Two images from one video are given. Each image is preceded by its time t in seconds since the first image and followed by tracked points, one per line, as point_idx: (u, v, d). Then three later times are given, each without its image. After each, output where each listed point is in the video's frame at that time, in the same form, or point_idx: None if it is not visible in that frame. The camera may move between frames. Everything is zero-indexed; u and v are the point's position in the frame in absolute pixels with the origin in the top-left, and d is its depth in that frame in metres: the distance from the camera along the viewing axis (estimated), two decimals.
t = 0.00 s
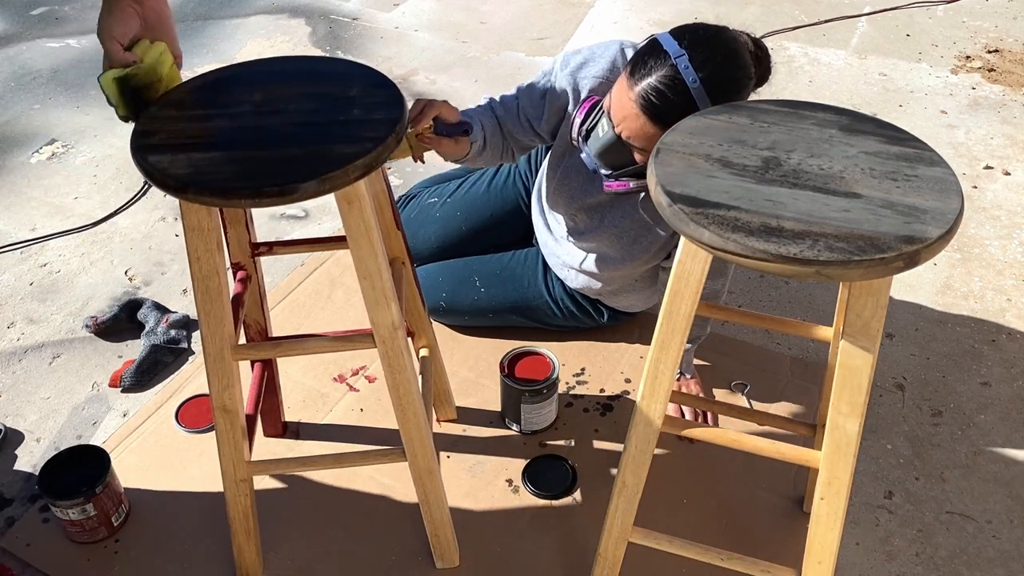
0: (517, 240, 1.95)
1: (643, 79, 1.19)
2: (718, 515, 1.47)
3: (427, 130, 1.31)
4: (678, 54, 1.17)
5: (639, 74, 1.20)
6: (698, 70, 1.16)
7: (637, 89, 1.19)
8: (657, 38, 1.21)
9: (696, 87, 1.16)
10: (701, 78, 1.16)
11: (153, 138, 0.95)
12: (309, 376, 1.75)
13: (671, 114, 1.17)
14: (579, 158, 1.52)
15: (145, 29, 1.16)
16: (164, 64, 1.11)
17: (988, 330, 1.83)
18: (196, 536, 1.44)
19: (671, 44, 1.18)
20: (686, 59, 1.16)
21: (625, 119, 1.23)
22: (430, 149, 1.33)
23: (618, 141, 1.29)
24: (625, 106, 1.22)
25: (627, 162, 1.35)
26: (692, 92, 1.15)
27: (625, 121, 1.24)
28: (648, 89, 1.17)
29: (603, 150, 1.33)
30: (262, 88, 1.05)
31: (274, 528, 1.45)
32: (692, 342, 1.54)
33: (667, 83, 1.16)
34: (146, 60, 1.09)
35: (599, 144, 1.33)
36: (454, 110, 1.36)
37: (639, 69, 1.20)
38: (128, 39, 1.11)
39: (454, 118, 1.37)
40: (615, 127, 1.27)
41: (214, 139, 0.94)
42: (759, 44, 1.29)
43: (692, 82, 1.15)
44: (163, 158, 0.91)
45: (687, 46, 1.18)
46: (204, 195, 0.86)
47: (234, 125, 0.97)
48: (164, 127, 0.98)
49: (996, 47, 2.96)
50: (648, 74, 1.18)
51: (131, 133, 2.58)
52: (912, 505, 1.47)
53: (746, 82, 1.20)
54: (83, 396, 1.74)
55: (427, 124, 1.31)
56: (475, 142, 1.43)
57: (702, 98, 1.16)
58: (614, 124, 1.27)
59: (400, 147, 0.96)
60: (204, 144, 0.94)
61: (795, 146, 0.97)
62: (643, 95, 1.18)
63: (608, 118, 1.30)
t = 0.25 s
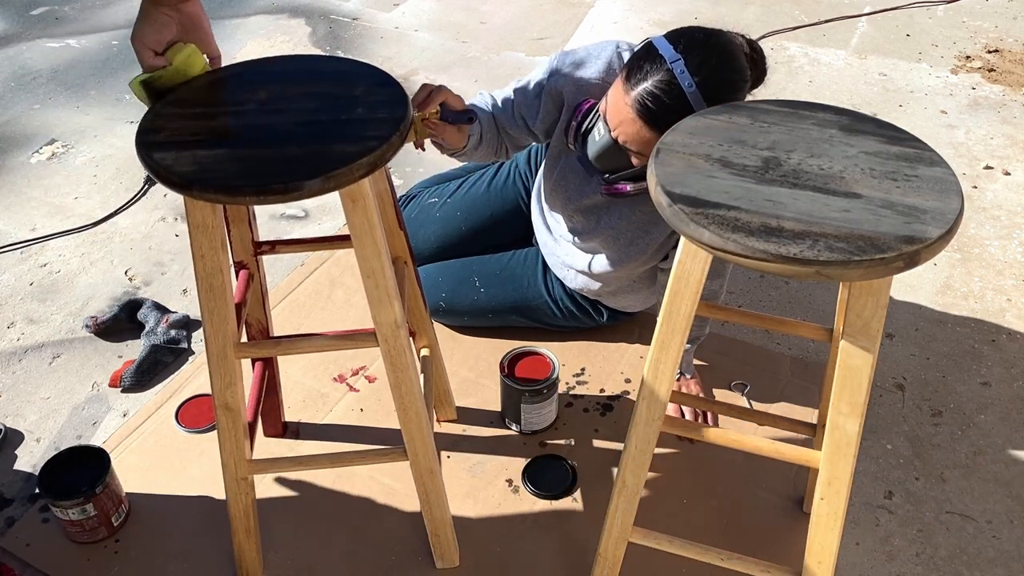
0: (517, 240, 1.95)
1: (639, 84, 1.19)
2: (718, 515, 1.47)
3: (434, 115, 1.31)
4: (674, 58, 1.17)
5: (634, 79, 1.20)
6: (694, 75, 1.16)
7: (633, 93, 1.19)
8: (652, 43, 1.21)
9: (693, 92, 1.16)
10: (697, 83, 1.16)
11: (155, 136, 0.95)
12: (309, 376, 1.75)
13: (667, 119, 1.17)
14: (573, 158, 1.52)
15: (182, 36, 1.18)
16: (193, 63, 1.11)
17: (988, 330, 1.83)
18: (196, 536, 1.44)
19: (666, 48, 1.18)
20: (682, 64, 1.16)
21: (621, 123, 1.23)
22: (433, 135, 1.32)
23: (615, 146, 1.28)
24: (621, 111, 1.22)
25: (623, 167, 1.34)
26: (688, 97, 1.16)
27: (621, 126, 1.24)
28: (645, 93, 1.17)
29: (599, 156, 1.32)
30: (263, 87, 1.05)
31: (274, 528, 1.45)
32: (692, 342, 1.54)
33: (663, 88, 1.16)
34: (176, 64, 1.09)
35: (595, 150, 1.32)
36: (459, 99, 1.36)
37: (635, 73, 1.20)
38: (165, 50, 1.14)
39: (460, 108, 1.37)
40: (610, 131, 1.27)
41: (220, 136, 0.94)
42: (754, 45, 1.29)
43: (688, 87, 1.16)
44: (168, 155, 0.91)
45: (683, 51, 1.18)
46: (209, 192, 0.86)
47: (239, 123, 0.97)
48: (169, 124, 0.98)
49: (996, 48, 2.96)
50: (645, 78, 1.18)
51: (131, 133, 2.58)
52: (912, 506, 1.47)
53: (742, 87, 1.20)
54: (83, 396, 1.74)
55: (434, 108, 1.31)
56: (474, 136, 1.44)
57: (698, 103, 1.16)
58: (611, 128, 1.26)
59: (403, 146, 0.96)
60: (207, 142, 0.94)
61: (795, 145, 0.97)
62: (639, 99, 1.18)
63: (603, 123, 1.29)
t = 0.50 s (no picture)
0: (516, 241, 1.95)
1: (648, 72, 1.18)
2: (719, 515, 1.47)
3: (442, 135, 1.33)
4: (682, 46, 1.17)
5: (642, 67, 1.20)
6: (703, 64, 1.16)
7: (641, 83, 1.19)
8: (660, 32, 1.21)
9: (701, 80, 1.16)
10: (706, 73, 1.16)
11: (154, 138, 0.95)
12: (309, 376, 1.75)
13: (676, 106, 1.17)
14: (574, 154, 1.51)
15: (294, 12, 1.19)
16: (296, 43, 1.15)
17: (988, 330, 1.83)
18: (196, 536, 1.44)
19: (675, 37, 1.18)
20: (690, 52, 1.16)
21: (629, 113, 1.23)
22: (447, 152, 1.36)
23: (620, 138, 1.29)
24: (629, 100, 1.22)
25: (628, 159, 1.35)
26: (697, 86, 1.15)
27: (628, 115, 1.24)
28: (653, 81, 1.17)
29: (604, 148, 1.35)
30: (263, 88, 1.05)
31: (274, 528, 1.45)
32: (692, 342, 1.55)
33: (672, 75, 1.16)
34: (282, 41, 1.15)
35: (600, 142, 1.34)
36: (466, 111, 1.37)
37: (643, 62, 1.20)
38: (277, 28, 1.19)
39: (467, 119, 1.38)
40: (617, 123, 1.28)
41: (219, 138, 0.94)
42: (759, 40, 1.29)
43: (697, 76, 1.15)
44: (167, 157, 0.91)
45: (691, 40, 1.18)
46: (208, 194, 0.86)
47: (238, 124, 0.97)
48: (168, 125, 0.98)
49: (996, 48, 2.96)
50: (653, 67, 1.18)
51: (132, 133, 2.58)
52: (912, 506, 1.47)
53: (749, 77, 1.20)
54: (83, 396, 1.74)
55: (442, 128, 1.33)
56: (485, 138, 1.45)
57: (707, 93, 1.16)
58: (615, 119, 1.28)
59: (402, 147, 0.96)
60: (206, 144, 0.94)
61: (795, 146, 0.97)
62: (648, 88, 1.18)
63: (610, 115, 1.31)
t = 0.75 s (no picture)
0: (516, 240, 1.95)
1: (660, 52, 1.19)
2: (719, 514, 1.47)
3: (434, 150, 1.34)
4: (694, 28, 1.18)
5: (654, 48, 1.20)
6: (715, 46, 1.17)
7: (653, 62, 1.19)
8: (670, 18, 1.22)
9: (712, 62, 1.16)
10: (718, 54, 1.16)
11: (152, 139, 0.95)
12: (309, 376, 1.75)
13: (689, 86, 1.17)
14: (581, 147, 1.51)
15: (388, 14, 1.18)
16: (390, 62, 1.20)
17: (988, 330, 1.83)
18: (196, 536, 1.44)
19: (686, 20, 1.19)
20: (702, 33, 1.17)
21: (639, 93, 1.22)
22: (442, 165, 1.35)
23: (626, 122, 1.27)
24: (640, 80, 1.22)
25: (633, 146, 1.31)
26: (709, 67, 1.16)
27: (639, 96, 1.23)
28: (666, 60, 1.17)
29: (610, 133, 1.30)
30: (261, 89, 1.06)
31: (274, 528, 1.45)
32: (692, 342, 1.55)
33: (684, 56, 1.16)
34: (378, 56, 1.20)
35: (606, 126, 1.30)
36: (456, 128, 1.40)
37: (654, 44, 1.20)
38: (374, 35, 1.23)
39: (459, 135, 1.40)
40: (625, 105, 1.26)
41: (215, 140, 0.94)
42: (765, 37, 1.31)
43: (710, 57, 1.16)
44: (164, 159, 0.91)
45: (701, 24, 1.19)
46: (205, 197, 0.86)
47: (235, 126, 0.97)
48: (167, 126, 0.98)
49: (996, 47, 2.96)
50: (665, 48, 1.18)
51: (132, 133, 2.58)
52: (912, 506, 1.47)
53: (757, 63, 1.21)
54: (83, 396, 1.74)
55: (432, 144, 1.35)
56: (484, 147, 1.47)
57: (719, 73, 1.16)
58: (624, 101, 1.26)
59: (400, 148, 0.97)
60: (204, 145, 0.94)
61: (795, 146, 0.97)
62: (660, 68, 1.18)
63: (615, 99, 1.29)
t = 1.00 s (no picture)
0: (516, 239, 1.95)
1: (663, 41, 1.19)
2: (719, 514, 1.47)
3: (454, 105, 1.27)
4: (698, 15, 1.18)
5: (657, 37, 1.21)
6: (718, 34, 1.17)
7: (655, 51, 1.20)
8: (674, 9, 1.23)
9: (716, 48, 1.17)
10: (722, 42, 1.17)
11: (152, 139, 0.95)
12: (309, 376, 1.75)
13: (692, 72, 1.17)
14: (583, 141, 1.51)
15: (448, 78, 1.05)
16: (430, 109, 1.04)
17: (988, 330, 1.83)
18: (196, 535, 1.44)
19: (689, 8, 1.20)
20: (706, 21, 1.18)
21: (641, 81, 1.22)
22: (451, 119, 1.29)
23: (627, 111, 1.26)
24: (642, 68, 1.22)
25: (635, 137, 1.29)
26: (713, 54, 1.16)
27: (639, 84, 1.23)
28: (669, 46, 1.18)
29: (611, 123, 1.29)
30: (261, 89, 1.06)
31: (274, 528, 1.45)
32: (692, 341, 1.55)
33: (688, 42, 1.17)
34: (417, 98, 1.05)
35: (608, 116, 1.29)
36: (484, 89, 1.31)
37: (657, 32, 1.21)
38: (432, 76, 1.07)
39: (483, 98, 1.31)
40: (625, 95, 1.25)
41: (215, 140, 0.94)
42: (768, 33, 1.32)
43: (713, 44, 1.16)
44: (163, 159, 0.91)
45: (706, 12, 1.19)
46: (204, 197, 0.86)
47: (235, 126, 0.97)
48: (166, 127, 0.98)
49: (996, 48, 2.96)
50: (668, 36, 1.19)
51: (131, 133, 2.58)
52: (912, 506, 1.47)
53: (761, 53, 1.21)
54: (83, 396, 1.74)
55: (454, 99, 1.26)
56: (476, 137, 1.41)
57: (722, 60, 1.17)
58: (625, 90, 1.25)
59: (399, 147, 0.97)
60: (203, 145, 0.94)
61: (795, 145, 0.97)
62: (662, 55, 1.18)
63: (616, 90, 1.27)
